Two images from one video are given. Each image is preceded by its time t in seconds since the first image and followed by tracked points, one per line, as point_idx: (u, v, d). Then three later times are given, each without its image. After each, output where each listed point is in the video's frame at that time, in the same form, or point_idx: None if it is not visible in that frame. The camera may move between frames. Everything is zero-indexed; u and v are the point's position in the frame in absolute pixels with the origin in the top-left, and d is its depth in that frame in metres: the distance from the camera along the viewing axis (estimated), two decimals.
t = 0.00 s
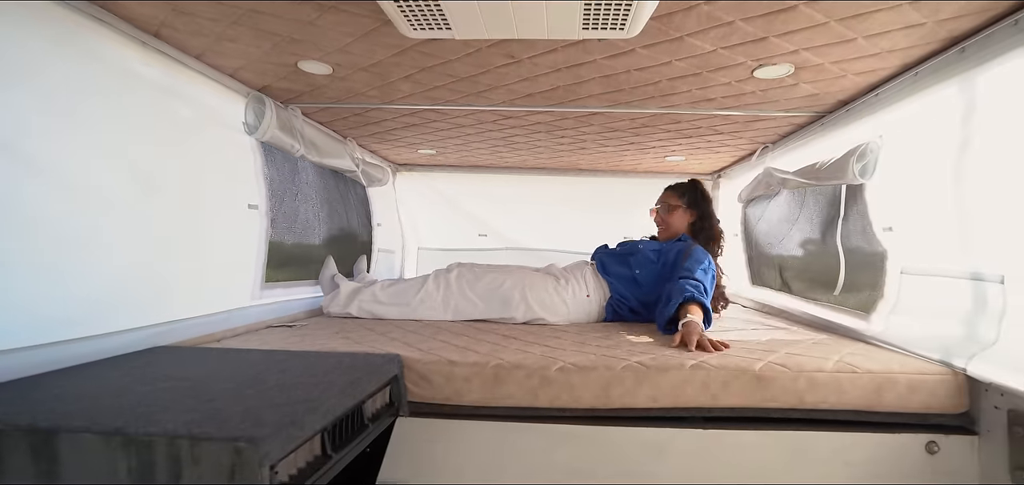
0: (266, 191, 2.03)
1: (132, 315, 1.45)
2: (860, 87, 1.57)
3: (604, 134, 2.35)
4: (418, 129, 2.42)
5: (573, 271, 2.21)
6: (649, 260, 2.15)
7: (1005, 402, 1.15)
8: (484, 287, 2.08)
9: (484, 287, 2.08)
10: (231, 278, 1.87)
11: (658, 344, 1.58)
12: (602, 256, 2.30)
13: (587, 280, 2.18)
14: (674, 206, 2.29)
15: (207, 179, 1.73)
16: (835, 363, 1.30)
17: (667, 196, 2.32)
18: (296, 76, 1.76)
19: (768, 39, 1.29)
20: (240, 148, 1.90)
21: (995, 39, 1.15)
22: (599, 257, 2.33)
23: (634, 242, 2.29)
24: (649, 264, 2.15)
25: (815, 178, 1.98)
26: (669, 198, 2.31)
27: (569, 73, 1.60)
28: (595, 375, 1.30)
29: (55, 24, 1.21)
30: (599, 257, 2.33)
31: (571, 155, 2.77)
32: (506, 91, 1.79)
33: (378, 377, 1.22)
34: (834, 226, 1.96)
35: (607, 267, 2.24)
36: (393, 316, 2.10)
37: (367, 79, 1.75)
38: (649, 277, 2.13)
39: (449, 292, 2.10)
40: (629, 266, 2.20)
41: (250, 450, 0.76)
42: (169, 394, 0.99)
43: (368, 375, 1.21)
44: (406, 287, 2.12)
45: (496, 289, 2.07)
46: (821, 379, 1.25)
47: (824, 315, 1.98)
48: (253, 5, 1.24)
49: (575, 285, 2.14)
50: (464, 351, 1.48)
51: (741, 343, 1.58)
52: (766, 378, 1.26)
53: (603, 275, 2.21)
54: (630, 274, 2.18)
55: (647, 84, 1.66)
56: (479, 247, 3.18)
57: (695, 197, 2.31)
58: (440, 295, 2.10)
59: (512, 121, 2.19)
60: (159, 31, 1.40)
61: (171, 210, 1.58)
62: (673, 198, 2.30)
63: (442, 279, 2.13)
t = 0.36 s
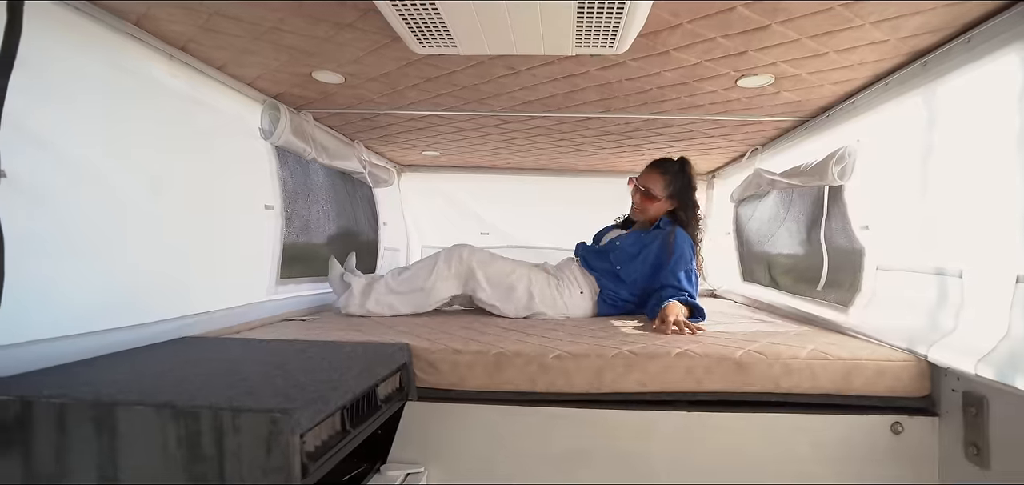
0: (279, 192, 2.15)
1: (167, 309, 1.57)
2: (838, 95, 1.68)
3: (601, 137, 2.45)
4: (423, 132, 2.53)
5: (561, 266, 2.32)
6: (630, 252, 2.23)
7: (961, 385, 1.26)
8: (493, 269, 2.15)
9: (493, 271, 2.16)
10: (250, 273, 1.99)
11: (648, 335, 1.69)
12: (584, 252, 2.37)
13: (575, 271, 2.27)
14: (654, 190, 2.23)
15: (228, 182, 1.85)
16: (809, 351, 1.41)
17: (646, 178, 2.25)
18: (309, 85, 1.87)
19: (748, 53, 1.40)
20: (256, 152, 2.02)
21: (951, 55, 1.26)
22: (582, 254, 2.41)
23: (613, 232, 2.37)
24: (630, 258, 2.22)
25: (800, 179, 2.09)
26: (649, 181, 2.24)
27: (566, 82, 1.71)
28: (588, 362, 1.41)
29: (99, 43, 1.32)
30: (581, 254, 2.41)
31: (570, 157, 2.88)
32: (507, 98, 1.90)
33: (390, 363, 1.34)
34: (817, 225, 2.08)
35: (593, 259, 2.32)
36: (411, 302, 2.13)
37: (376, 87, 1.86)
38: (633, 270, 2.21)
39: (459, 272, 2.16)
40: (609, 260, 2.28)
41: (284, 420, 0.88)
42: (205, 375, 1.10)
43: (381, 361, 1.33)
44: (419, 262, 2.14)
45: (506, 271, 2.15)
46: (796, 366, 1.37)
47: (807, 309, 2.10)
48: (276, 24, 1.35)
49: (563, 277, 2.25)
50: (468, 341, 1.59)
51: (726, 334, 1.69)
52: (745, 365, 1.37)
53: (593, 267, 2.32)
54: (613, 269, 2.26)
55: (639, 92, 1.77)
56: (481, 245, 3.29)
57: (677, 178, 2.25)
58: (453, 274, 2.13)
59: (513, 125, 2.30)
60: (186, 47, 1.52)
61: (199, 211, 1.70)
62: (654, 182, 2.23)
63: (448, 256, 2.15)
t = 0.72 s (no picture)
0: (289, 190, 2.21)
1: (184, 305, 1.63)
2: (830, 97, 1.74)
3: (601, 137, 2.51)
4: (428, 133, 2.58)
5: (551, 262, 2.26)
6: (629, 258, 2.20)
7: (943, 375, 1.34)
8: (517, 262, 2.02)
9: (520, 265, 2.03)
10: (259, 270, 2.04)
11: (646, 329, 1.75)
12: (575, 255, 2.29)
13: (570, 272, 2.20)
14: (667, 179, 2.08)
15: (242, 181, 1.91)
16: (800, 343, 1.47)
17: (655, 165, 2.08)
18: (318, 88, 1.93)
19: (741, 58, 1.46)
20: (267, 151, 2.09)
21: (934, 60, 1.32)
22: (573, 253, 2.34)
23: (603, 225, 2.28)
24: (628, 264, 2.19)
25: (794, 179, 2.15)
26: (659, 168, 2.08)
27: (567, 85, 1.77)
28: (588, 354, 1.47)
29: (123, 49, 1.39)
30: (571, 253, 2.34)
31: (571, 156, 2.93)
32: (510, 100, 1.96)
33: (399, 354, 1.40)
34: (811, 224, 2.14)
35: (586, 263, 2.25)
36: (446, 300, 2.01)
37: (383, 90, 1.92)
38: (631, 278, 2.20)
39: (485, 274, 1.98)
40: (608, 268, 2.22)
41: (304, 403, 0.94)
42: (225, 364, 1.17)
43: (390, 352, 1.39)
44: (443, 261, 1.96)
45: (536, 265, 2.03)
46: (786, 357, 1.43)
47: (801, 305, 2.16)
48: (290, 31, 1.42)
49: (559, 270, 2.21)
50: (472, 334, 1.65)
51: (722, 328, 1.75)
52: (738, 357, 1.43)
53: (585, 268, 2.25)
54: (608, 275, 2.21)
55: (638, 95, 1.83)
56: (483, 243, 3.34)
57: (685, 167, 2.14)
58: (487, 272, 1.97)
59: (516, 126, 2.36)
60: (203, 52, 1.58)
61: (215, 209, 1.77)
62: (665, 171, 2.09)
63: (480, 252, 1.96)
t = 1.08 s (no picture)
0: (298, 192, 2.27)
1: (200, 305, 1.68)
2: (826, 102, 1.78)
3: (603, 140, 2.56)
4: (433, 136, 2.63)
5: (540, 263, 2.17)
6: (626, 261, 2.20)
7: (932, 371, 1.40)
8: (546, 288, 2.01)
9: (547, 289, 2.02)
10: (269, 271, 2.09)
11: (646, 328, 1.80)
12: (569, 260, 2.21)
13: (566, 276, 2.15)
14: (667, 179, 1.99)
15: (253, 183, 1.97)
16: (795, 342, 1.52)
17: (655, 164, 1.97)
18: (326, 93, 1.98)
19: (737, 65, 1.51)
20: (278, 155, 2.15)
21: (924, 68, 1.37)
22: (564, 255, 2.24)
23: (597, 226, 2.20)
24: (626, 266, 2.20)
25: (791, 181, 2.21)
26: (659, 168, 1.97)
27: (569, 91, 1.82)
28: (589, 353, 1.52)
29: (143, 58, 1.44)
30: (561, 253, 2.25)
31: (574, 158, 2.98)
32: (514, 104, 2.01)
33: (408, 352, 1.45)
34: (806, 225, 2.19)
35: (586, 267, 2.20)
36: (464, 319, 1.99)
37: (390, 95, 1.96)
38: (630, 280, 2.22)
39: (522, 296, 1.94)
40: (605, 271, 2.20)
41: (321, 396, 1.00)
42: (243, 361, 1.23)
43: (400, 350, 1.44)
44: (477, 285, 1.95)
45: (562, 295, 2.03)
46: (781, 356, 1.48)
47: (795, 304, 2.21)
48: (302, 40, 1.47)
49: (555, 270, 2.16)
50: (477, 332, 1.70)
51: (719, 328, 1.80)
52: (734, 355, 1.48)
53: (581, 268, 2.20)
54: (607, 279, 2.20)
55: (638, 100, 1.88)
56: (486, 243, 3.40)
57: (683, 166, 2.03)
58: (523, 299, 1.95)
59: (519, 129, 2.41)
60: (216, 59, 1.64)
61: (229, 212, 1.82)
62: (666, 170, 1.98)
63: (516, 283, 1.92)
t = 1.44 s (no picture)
0: (304, 197, 2.31)
1: (210, 309, 1.72)
2: (823, 110, 1.82)
3: (604, 144, 2.59)
4: (437, 140, 2.66)
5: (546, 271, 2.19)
6: (629, 271, 2.24)
7: (922, 374, 1.44)
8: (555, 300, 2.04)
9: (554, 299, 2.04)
10: (277, 275, 2.13)
11: (646, 331, 1.83)
12: (574, 270, 2.24)
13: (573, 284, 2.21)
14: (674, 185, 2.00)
15: (261, 189, 2.01)
16: (791, 345, 1.55)
17: (664, 172, 1.98)
18: (332, 101, 2.01)
19: (735, 76, 1.55)
20: (284, 161, 2.19)
21: (917, 79, 1.41)
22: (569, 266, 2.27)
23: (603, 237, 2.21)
24: (628, 277, 2.24)
25: (789, 187, 2.24)
26: (668, 175, 1.98)
27: (571, 100, 1.86)
28: (591, 356, 1.56)
29: (155, 70, 1.49)
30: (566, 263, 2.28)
31: (575, 162, 3.02)
32: (517, 111, 2.04)
33: (414, 356, 1.49)
34: (804, 230, 2.23)
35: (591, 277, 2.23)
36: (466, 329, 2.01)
37: (395, 102, 2.00)
38: (632, 289, 2.26)
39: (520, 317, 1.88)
40: (608, 282, 2.24)
41: (333, 400, 1.04)
42: (256, 365, 1.26)
43: (406, 354, 1.48)
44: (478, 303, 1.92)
45: (563, 303, 2.06)
46: (777, 359, 1.52)
47: (793, 306, 2.25)
48: (311, 51, 1.51)
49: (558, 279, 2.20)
50: (481, 336, 1.74)
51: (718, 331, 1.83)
52: (732, 358, 1.52)
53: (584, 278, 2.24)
54: (611, 288, 2.25)
55: (638, 107, 1.92)
56: (488, 246, 3.43)
57: (688, 173, 2.04)
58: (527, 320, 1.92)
59: (521, 134, 2.44)
60: (226, 69, 1.67)
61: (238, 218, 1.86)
62: (672, 176, 1.99)
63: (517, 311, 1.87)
